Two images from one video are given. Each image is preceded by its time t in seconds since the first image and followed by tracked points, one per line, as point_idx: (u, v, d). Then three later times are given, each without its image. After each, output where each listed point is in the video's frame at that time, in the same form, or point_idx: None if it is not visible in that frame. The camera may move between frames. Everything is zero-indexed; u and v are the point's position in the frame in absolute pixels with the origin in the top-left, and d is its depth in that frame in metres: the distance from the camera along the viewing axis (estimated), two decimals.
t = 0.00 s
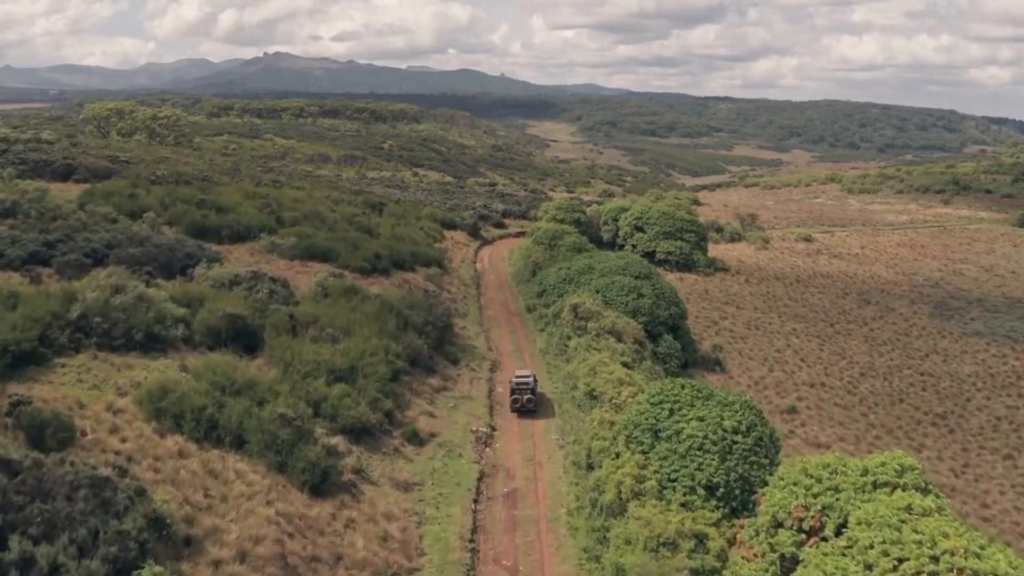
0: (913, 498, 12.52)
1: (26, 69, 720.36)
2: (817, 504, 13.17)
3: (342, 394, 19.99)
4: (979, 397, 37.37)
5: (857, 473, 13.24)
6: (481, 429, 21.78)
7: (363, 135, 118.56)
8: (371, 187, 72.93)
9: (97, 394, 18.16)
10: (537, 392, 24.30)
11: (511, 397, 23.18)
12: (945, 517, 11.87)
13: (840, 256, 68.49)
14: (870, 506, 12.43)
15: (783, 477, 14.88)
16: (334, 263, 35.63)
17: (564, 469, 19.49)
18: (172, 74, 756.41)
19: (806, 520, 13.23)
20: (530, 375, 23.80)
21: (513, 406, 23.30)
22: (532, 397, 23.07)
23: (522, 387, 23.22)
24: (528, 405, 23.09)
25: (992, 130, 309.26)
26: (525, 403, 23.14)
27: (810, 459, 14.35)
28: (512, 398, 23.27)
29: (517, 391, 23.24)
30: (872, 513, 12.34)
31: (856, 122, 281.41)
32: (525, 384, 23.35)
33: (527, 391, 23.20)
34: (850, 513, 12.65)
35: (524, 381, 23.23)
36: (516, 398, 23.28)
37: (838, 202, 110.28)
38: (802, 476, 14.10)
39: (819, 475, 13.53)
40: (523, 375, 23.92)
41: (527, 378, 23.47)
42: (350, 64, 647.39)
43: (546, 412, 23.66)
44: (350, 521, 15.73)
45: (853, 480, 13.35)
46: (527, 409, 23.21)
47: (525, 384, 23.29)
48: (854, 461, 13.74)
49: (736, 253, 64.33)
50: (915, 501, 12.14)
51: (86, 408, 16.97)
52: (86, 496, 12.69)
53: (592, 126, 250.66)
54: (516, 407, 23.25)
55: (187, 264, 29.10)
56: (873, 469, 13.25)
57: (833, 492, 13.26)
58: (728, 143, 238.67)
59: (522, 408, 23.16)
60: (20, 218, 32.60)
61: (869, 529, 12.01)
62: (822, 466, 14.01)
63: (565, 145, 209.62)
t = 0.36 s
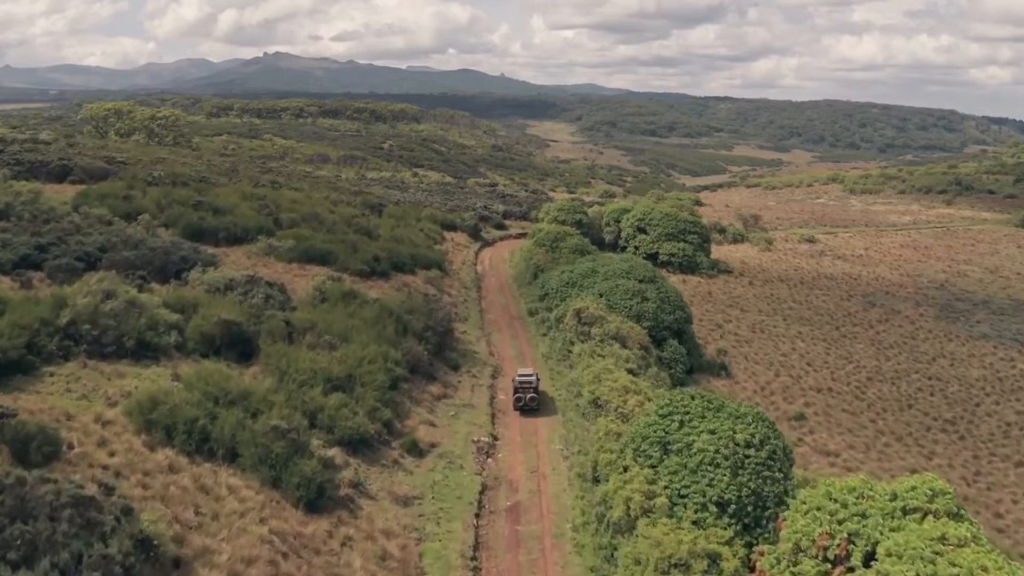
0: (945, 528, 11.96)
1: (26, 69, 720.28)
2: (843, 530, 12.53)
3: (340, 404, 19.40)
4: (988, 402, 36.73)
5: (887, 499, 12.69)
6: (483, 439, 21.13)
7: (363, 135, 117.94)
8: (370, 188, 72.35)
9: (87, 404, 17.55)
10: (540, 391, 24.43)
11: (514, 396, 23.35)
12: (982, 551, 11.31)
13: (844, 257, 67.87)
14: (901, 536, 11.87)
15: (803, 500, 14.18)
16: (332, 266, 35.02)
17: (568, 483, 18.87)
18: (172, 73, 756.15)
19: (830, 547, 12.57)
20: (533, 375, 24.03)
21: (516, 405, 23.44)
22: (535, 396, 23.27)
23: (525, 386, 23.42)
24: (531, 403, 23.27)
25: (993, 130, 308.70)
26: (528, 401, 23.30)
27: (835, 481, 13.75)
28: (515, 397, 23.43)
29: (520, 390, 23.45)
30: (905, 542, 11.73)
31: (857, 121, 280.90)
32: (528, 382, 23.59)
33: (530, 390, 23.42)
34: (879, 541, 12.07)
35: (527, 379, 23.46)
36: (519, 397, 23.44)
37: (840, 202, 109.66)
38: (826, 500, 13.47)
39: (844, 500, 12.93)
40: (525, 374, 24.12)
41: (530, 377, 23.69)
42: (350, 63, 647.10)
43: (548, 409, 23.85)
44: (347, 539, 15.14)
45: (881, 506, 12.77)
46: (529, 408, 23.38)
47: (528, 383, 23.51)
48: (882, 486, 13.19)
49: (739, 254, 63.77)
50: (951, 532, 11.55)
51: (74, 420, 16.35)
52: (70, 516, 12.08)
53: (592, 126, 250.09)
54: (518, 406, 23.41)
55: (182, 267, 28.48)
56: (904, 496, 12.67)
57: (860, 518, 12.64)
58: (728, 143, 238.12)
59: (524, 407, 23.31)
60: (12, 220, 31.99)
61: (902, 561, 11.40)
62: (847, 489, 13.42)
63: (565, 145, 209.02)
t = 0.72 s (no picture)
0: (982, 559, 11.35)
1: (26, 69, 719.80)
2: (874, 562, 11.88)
3: (336, 415, 18.80)
4: (997, 408, 36.08)
5: (917, 527, 12.06)
6: (484, 448, 20.57)
7: (363, 135, 117.35)
8: (369, 189, 71.79)
9: (73, 415, 16.95)
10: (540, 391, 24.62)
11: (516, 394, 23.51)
12: None
13: (847, 259, 67.28)
14: (935, 568, 11.25)
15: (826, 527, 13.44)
16: (330, 269, 34.42)
17: (572, 495, 18.28)
18: (172, 73, 755.78)
19: None
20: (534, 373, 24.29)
21: (518, 403, 23.55)
22: (537, 394, 23.51)
23: (527, 384, 23.67)
24: (534, 401, 23.44)
25: (993, 130, 308.30)
26: (530, 400, 23.48)
27: (861, 507, 13.12)
28: (516, 396, 23.58)
29: (522, 388, 23.64)
30: None
31: (857, 121, 280.37)
32: (529, 381, 23.81)
33: (532, 388, 23.66)
34: (910, 574, 11.47)
35: (529, 377, 23.75)
36: (521, 396, 23.59)
37: (842, 203, 109.05)
38: (852, 527, 12.80)
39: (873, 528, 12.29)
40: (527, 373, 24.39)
41: (531, 376, 23.98)
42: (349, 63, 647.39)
43: (549, 407, 24.05)
44: (342, 559, 14.52)
45: (910, 535, 12.16)
46: (531, 406, 23.54)
47: (530, 381, 23.80)
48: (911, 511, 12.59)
49: (742, 255, 63.20)
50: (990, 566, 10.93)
51: (60, 431, 15.73)
52: (49, 539, 11.45)
53: (592, 125, 249.45)
54: (521, 405, 23.55)
55: (176, 271, 27.86)
56: (935, 524, 12.06)
57: (890, 548, 12.01)
58: (728, 143, 237.47)
59: (526, 405, 23.45)
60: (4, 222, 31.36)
61: None
62: (874, 516, 12.79)
63: (566, 145, 208.34)
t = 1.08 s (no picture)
0: None
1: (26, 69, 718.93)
2: None
3: (332, 426, 18.16)
4: (1008, 414, 35.41)
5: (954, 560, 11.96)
6: (486, 459, 19.94)
7: (362, 135, 116.66)
8: (368, 189, 71.12)
9: (58, 427, 16.28)
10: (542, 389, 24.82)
11: (518, 393, 23.70)
12: None
13: (852, 260, 66.63)
14: None
15: (852, 559, 13.09)
16: (328, 272, 33.75)
17: (576, 509, 17.64)
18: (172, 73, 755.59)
19: None
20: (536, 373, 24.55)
21: (520, 402, 23.70)
22: (539, 392, 23.77)
23: (530, 382, 23.94)
24: (535, 399, 23.66)
25: (994, 130, 307.72)
26: (532, 398, 23.67)
27: (892, 540, 12.88)
28: (519, 394, 23.77)
29: (524, 387, 23.87)
30: None
31: (858, 121, 279.78)
32: (532, 380, 24.06)
33: (534, 387, 23.90)
34: None
35: (532, 376, 24.02)
36: (523, 394, 23.80)
37: (844, 203, 108.38)
38: (884, 561, 12.54)
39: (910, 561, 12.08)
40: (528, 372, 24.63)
41: (534, 374, 24.23)
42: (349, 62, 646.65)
43: (550, 406, 24.24)
44: None
45: (947, 569, 12.02)
46: (533, 405, 23.68)
47: (533, 379, 24.06)
48: (946, 545, 12.49)
49: (746, 257, 62.58)
50: None
51: (43, 445, 15.07)
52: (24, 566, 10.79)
53: (592, 125, 248.76)
54: (523, 403, 23.69)
55: (169, 275, 27.20)
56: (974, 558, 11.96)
57: None
58: (729, 143, 236.75)
59: (528, 403, 23.62)
60: None
61: None
62: (907, 549, 12.58)
63: (566, 145, 207.58)
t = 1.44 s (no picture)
0: None
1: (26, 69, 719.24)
2: None
3: (327, 439, 17.49)
4: (1019, 420, 34.71)
5: None
6: (488, 473, 19.27)
7: (362, 135, 115.99)
8: (368, 190, 70.47)
9: (41, 442, 15.59)
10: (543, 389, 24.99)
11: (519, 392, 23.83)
12: None
13: (856, 262, 65.97)
14: None
15: None
16: (326, 276, 33.06)
17: (581, 526, 16.97)
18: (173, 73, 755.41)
19: None
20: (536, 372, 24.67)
21: (521, 401, 23.82)
22: (540, 391, 23.92)
23: (530, 382, 24.05)
24: (536, 399, 23.79)
25: (995, 130, 307.20)
26: (533, 398, 23.80)
27: None
28: (520, 393, 23.89)
29: (525, 386, 23.99)
30: None
31: (858, 121, 279.25)
32: (533, 379, 24.15)
33: (535, 386, 24.01)
34: None
35: (533, 375, 24.14)
36: (524, 393, 23.91)
37: (846, 204, 107.74)
38: None
39: None
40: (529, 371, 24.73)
41: (535, 373, 24.33)
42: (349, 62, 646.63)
43: (551, 405, 24.36)
44: None
45: None
46: (534, 404, 23.84)
47: (534, 378, 24.15)
48: None
49: (749, 259, 61.96)
50: None
51: (24, 461, 14.38)
52: None
53: (592, 125, 248.07)
54: (524, 402, 23.82)
55: (162, 280, 26.53)
56: None
57: None
58: (728, 143, 236.04)
59: (529, 403, 23.75)
60: None
61: None
62: None
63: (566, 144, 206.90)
